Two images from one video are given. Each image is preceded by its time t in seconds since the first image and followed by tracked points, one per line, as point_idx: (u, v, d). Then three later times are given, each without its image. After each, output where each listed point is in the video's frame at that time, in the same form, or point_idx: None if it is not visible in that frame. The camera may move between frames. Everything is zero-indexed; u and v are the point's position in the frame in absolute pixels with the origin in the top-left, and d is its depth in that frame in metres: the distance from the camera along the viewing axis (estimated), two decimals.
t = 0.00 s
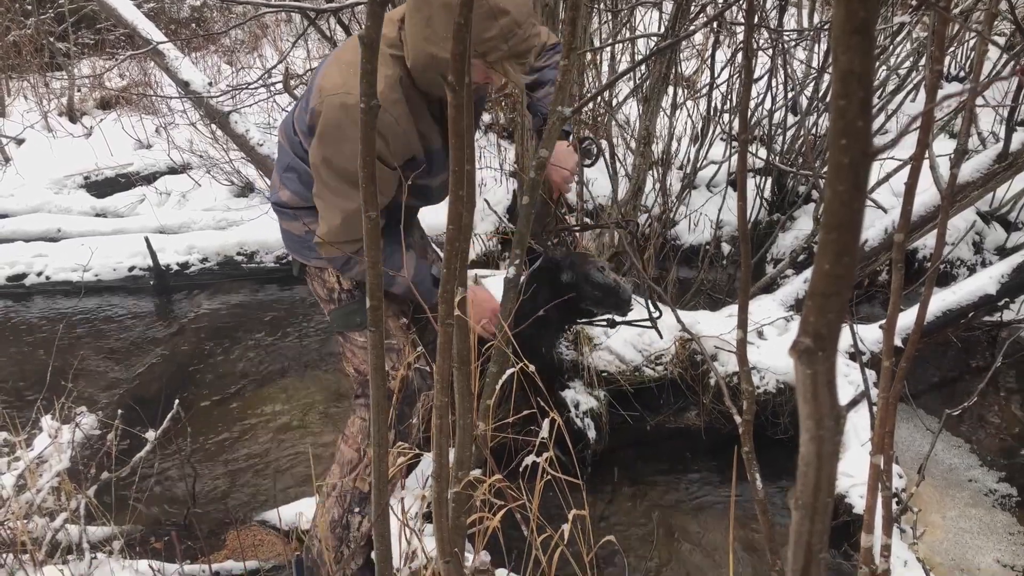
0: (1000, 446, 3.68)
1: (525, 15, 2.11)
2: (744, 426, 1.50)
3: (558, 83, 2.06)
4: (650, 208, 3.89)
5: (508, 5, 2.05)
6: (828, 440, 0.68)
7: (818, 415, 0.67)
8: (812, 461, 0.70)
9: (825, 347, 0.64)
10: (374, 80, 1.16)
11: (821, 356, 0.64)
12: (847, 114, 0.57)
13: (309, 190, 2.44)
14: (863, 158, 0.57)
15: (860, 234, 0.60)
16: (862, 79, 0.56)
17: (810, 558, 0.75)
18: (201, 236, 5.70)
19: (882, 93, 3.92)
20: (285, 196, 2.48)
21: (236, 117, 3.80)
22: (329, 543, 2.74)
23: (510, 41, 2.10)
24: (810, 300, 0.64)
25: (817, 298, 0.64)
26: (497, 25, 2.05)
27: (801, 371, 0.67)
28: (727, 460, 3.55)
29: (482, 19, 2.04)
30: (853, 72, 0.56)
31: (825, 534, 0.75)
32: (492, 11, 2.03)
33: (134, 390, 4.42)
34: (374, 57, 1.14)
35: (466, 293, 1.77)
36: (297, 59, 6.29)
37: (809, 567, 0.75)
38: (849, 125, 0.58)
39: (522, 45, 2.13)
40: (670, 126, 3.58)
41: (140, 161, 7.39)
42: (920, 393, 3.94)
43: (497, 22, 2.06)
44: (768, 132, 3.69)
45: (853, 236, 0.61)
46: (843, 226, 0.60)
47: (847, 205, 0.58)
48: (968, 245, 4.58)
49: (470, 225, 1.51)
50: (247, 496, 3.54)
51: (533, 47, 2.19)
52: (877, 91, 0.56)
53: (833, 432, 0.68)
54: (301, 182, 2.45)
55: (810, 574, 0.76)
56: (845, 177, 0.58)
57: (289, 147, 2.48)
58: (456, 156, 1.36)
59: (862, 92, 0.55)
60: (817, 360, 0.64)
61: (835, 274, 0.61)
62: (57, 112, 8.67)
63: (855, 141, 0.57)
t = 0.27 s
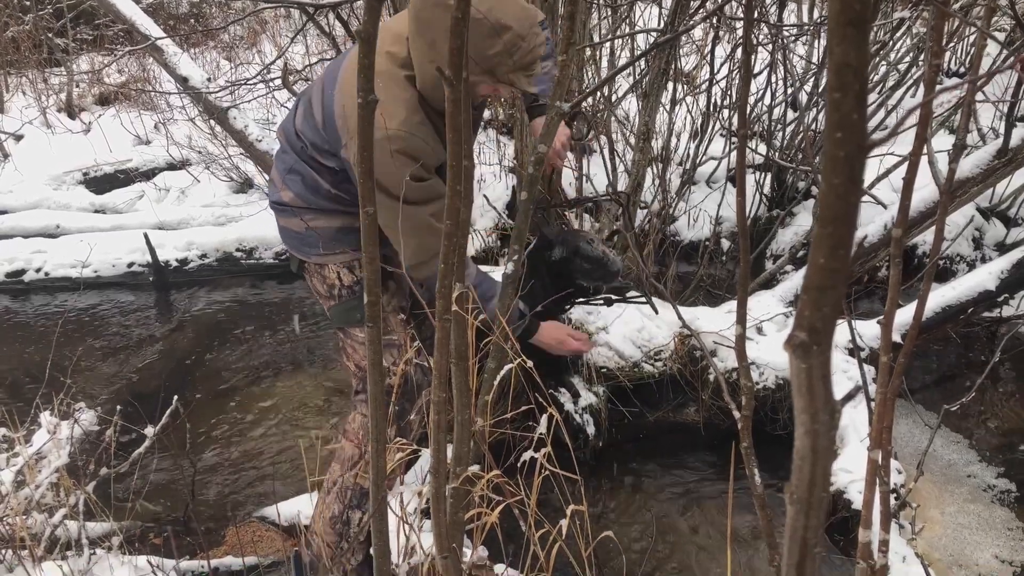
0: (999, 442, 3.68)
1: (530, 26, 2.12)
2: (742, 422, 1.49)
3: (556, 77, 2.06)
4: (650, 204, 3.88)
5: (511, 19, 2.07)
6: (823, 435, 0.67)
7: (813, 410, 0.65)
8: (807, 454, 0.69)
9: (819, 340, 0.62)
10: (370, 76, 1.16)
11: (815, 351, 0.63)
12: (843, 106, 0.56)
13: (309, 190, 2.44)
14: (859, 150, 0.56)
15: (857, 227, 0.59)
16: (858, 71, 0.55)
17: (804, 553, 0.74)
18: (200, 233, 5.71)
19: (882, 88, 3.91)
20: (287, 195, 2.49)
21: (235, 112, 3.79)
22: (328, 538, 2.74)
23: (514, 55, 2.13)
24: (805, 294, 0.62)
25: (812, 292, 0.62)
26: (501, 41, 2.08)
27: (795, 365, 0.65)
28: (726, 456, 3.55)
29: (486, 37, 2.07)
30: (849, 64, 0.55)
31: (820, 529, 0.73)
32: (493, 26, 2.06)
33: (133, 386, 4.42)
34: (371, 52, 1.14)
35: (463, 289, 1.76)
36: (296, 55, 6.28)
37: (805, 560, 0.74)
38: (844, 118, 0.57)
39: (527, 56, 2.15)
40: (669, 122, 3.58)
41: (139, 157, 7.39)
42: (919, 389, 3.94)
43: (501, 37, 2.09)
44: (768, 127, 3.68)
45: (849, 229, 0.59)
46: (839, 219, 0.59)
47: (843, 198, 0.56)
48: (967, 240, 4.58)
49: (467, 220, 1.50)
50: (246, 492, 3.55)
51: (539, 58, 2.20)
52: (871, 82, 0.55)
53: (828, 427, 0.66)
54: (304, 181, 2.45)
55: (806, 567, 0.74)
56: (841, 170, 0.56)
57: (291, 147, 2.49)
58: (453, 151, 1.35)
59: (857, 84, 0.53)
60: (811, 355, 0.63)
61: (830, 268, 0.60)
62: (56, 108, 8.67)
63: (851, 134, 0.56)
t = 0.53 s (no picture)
0: (996, 438, 3.68)
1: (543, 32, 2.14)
2: (738, 417, 1.49)
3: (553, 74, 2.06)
4: (648, 201, 3.88)
5: (526, 25, 2.08)
6: (817, 432, 0.66)
7: (807, 407, 0.64)
8: (800, 452, 0.68)
9: (812, 337, 0.61)
10: (366, 73, 1.16)
11: (809, 348, 0.62)
12: (837, 102, 0.55)
13: (310, 187, 2.43)
14: (853, 146, 0.55)
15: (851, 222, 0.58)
16: (851, 67, 0.54)
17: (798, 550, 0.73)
18: (199, 229, 5.76)
19: (880, 85, 3.91)
20: (288, 192, 2.48)
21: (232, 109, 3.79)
22: (325, 534, 2.74)
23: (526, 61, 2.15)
24: (799, 291, 0.61)
25: (806, 289, 0.61)
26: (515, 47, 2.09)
27: (789, 363, 0.64)
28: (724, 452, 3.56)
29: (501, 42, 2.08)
30: (842, 61, 0.54)
31: (814, 525, 0.72)
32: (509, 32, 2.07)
33: (131, 384, 4.42)
34: (368, 49, 1.14)
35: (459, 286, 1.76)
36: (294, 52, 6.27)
37: (798, 557, 0.73)
38: (838, 113, 0.56)
39: (540, 62, 2.16)
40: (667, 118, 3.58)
41: (137, 155, 7.38)
42: (916, 386, 3.94)
43: (516, 42, 2.10)
44: (766, 124, 3.68)
45: (843, 226, 0.58)
46: (833, 216, 0.58)
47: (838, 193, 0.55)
48: (965, 237, 4.58)
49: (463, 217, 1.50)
50: (243, 489, 3.54)
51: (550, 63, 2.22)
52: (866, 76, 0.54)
53: (822, 424, 0.65)
54: (305, 179, 2.44)
55: (799, 564, 0.74)
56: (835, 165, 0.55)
57: (292, 144, 2.48)
58: (449, 148, 1.34)
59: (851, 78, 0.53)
60: (805, 351, 0.62)
61: (824, 264, 0.59)
62: (53, 106, 8.65)
63: (843, 130, 0.56)
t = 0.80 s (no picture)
0: (993, 436, 3.69)
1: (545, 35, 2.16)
2: (736, 416, 1.50)
3: (550, 73, 2.06)
4: (645, 200, 3.88)
5: (529, 27, 2.10)
6: (814, 430, 0.66)
7: (805, 405, 0.64)
8: (797, 448, 0.68)
9: (809, 335, 0.62)
10: (363, 72, 1.16)
11: (806, 346, 0.62)
12: (834, 103, 0.55)
13: (307, 185, 2.43)
14: (850, 146, 0.55)
15: (848, 221, 0.58)
16: (848, 66, 0.54)
17: (796, 546, 0.73)
18: (196, 229, 5.74)
19: (877, 83, 3.91)
20: (285, 191, 2.48)
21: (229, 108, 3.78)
22: (323, 533, 2.74)
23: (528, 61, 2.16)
24: (796, 290, 0.61)
25: (803, 288, 0.61)
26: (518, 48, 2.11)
27: (787, 361, 0.64)
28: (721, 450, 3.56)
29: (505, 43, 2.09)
30: (839, 60, 0.54)
31: (812, 524, 0.72)
32: (513, 34, 2.08)
33: (128, 383, 4.41)
34: (365, 48, 1.14)
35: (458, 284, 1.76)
36: (291, 51, 6.26)
37: (796, 554, 0.73)
38: (835, 114, 0.56)
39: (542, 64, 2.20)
40: (665, 117, 3.58)
41: (134, 154, 7.37)
42: (913, 383, 3.95)
43: (520, 43, 2.11)
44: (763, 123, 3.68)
45: (840, 225, 0.58)
46: (830, 215, 0.58)
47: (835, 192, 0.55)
48: (962, 235, 4.59)
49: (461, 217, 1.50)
50: (241, 488, 3.54)
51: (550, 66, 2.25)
52: (863, 77, 0.54)
53: (819, 421, 0.66)
54: (303, 178, 2.44)
55: (797, 560, 0.74)
56: (832, 165, 0.55)
57: (289, 142, 2.48)
58: (446, 147, 1.34)
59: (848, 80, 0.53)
60: (802, 349, 0.62)
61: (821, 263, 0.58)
62: (50, 105, 8.64)
63: (841, 129, 0.56)
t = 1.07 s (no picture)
0: (991, 434, 3.69)
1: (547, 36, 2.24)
2: (732, 415, 1.50)
3: (546, 73, 2.06)
4: (643, 199, 3.88)
5: (534, 30, 2.17)
6: (810, 430, 0.65)
7: (799, 404, 0.64)
8: (793, 448, 0.67)
9: (805, 334, 0.61)
10: (359, 72, 1.15)
11: (801, 345, 0.61)
12: (828, 101, 0.54)
13: (302, 189, 2.44)
14: (843, 145, 0.54)
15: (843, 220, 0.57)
16: (842, 65, 0.53)
17: (792, 548, 0.72)
18: (193, 230, 5.76)
19: (874, 82, 3.91)
20: (278, 194, 2.48)
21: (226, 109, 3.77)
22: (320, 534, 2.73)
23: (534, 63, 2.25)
24: (791, 288, 0.60)
25: (797, 287, 0.60)
26: (524, 51, 2.19)
27: (782, 361, 0.64)
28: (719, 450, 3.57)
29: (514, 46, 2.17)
30: (833, 59, 0.53)
31: (809, 524, 0.71)
32: (519, 36, 2.14)
33: (126, 384, 4.41)
34: (360, 48, 1.13)
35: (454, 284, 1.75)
36: (288, 51, 6.25)
37: (792, 555, 0.72)
38: (829, 113, 0.56)
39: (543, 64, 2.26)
40: (662, 117, 3.58)
41: (131, 155, 7.36)
42: (911, 382, 3.95)
43: (526, 46, 2.19)
44: (760, 122, 3.67)
45: (835, 224, 0.58)
46: (824, 214, 0.57)
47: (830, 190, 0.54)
48: (959, 234, 4.59)
49: (457, 216, 1.49)
50: (239, 489, 3.54)
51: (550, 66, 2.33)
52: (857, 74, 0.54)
53: (814, 421, 0.65)
54: (296, 182, 2.45)
55: (793, 562, 0.72)
56: (826, 163, 0.54)
57: (281, 145, 2.47)
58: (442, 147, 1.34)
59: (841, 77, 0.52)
60: (797, 349, 0.61)
61: (816, 263, 0.57)
62: (47, 106, 8.63)
63: (836, 128, 0.55)
